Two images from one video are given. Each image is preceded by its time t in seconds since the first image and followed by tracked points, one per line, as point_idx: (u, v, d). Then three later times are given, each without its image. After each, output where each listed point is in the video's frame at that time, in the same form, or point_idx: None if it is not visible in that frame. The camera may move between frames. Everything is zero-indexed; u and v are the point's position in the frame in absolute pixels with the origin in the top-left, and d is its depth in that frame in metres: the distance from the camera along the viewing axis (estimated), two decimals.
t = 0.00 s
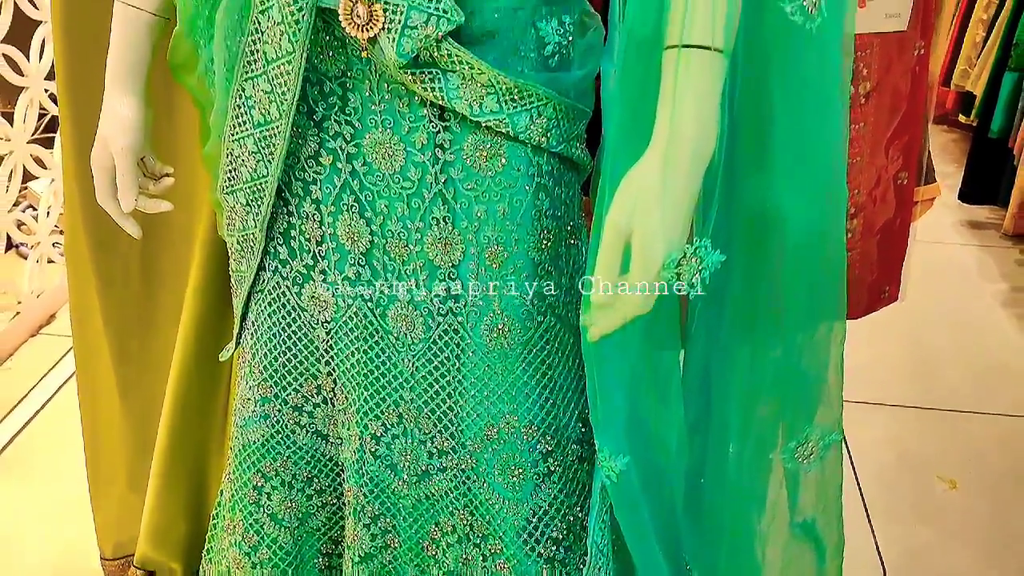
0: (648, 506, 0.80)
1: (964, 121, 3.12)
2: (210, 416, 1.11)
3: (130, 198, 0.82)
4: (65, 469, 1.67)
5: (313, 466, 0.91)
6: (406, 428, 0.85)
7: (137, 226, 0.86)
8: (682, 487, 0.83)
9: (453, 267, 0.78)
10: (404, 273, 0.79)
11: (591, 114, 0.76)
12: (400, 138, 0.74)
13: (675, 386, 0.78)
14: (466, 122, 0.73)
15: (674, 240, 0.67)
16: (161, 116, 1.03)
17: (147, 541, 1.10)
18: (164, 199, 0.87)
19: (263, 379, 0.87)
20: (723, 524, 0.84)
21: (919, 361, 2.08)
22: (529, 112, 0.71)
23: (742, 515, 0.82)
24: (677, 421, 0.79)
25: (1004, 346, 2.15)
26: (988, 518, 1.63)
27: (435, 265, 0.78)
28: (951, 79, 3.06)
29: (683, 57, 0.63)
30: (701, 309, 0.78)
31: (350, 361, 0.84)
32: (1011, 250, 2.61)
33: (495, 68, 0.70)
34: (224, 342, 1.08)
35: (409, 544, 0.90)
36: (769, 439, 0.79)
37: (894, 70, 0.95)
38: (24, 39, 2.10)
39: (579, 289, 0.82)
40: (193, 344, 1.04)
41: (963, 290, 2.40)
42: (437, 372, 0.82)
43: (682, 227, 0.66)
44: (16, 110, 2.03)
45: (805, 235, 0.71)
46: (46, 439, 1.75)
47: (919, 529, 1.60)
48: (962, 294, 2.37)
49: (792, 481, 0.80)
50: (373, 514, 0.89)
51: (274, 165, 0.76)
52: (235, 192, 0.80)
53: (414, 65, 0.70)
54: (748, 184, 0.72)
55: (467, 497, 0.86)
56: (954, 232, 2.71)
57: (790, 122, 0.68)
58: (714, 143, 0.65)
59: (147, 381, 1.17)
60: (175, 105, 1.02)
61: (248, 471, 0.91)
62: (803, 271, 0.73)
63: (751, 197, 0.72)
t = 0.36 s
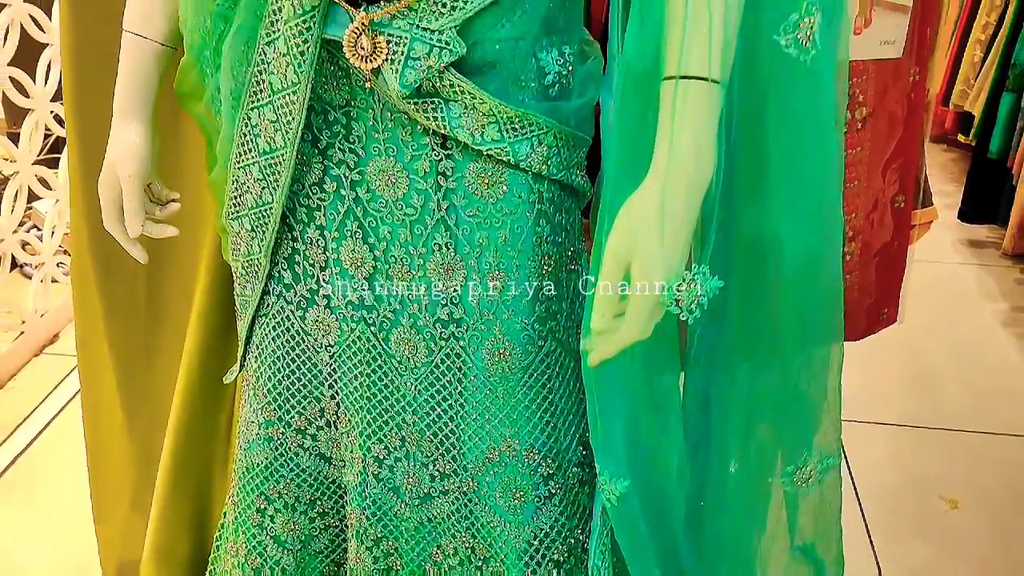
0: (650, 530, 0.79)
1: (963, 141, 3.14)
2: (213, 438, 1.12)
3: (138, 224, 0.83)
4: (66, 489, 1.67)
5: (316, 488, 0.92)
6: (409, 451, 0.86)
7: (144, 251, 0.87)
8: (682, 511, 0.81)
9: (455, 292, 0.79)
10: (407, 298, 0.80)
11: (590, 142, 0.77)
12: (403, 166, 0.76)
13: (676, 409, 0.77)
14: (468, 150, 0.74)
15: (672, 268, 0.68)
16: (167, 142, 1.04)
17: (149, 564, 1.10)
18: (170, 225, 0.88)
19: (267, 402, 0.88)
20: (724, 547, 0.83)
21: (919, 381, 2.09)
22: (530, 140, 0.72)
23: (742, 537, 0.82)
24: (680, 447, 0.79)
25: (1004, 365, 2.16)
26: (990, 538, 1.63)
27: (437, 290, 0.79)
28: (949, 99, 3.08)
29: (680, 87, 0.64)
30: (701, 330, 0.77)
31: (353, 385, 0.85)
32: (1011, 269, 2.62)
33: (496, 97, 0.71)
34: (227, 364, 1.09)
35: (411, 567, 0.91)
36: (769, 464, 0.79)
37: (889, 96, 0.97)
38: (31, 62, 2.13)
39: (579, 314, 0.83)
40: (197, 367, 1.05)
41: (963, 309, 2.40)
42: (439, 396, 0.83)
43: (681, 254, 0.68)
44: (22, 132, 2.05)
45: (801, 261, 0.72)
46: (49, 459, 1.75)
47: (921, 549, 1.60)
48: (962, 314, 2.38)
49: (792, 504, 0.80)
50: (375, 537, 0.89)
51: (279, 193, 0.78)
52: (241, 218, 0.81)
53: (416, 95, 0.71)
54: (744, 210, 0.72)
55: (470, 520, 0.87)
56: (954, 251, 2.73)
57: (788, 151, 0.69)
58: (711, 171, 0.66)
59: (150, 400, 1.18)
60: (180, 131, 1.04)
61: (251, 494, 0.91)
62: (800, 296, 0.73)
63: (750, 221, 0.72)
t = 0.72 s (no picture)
0: (653, 557, 0.80)
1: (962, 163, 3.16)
2: (218, 464, 1.13)
3: (147, 253, 0.84)
4: (69, 512, 1.67)
5: (321, 515, 0.92)
6: (413, 478, 0.87)
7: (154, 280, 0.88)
8: (685, 540, 0.82)
9: (459, 321, 0.80)
10: (412, 327, 0.82)
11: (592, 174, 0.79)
12: (409, 199, 0.77)
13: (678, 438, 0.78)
14: (473, 182, 0.75)
15: (673, 300, 0.69)
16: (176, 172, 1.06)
17: None
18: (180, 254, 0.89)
19: (273, 429, 0.89)
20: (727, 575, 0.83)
21: (921, 403, 2.10)
22: (532, 174, 0.74)
23: (744, 564, 0.83)
24: (683, 476, 0.80)
25: (1005, 387, 2.17)
26: (993, 560, 1.64)
27: (442, 319, 0.80)
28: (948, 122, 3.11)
29: (681, 123, 0.66)
30: (703, 359, 0.77)
31: (359, 413, 0.86)
32: (1011, 290, 2.63)
33: (500, 132, 0.73)
34: (233, 391, 1.10)
35: None
36: (769, 492, 0.80)
37: (886, 126, 0.98)
38: (39, 89, 2.15)
39: (581, 343, 0.84)
40: (203, 394, 1.07)
41: (964, 331, 2.41)
42: (444, 424, 0.84)
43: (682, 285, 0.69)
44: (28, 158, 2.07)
45: (802, 292, 0.73)
46: (54, 483, 1.76)
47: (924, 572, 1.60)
48: (963, 336, 2.39)
49: (793, 531, 0.81)
50: (380, 564, 0.90)
51: (287, 225, 0.79)
52: (248, 248, 0.82)
53: (422, 129, 0.73)
54: (743, 240, 0.73)
55: (474, 547, 0.87)
56: (954, 273, 2.74)
57: (785, 184, 0.71)
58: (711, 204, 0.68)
59: (156, 426, 1.19)
60: (188, 161, 1.05)
61: (257, 521, 0.92)
62: (800, 326, 0.74)
63: (750, 250, 0.73)
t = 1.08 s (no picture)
0: None
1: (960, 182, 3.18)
2: (222, 487, 1.13)
3: (153, 280, 0.85)
4: (73, 532, 1.68)
5: (325, 539, 0.92)
6: (417, 502, 0.87)
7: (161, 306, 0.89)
8: (688, 565, 0.82)
9: (462, 346, 0.81)
10: (416, 352, 0.82)
11: (593, 202, 0.80)
12: (413, 226, 0.78)
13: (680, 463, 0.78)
14: (476, 211, 0.76)
15: (672, 326, 0.70)
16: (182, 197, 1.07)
17: None
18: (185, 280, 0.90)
19: (277, 453, 0.89)
20: None
21: (923, 421, 2.10)
22: (535, 202, 0.75)
23: None
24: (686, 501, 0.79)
25: (1005, 406, 2.17)
26: None
27: (446, 344, 0.81)
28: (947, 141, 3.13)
29: (681, 153, 0.67)
30: (703, 380, 0.78)
31: (363, 437, 0.87)
32: (1010, 309, 2.64)
33: (503, 161, 0.74)
34: (238, 414, 1.10)
35: None
36: (770, 515, 0.80)
37: (884, 150, 0.99)
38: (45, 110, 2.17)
39: (583, 368, 0.85)
40: (207, 418, 1.07)
41: (964, 349, 2.42)
42: (449, 450, 0.85)
43: (682, 311, 0.70)
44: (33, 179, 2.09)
45: (801, 318, 0.74)
46: (56, 504, 1.76)
47: None
48: (963, 354, 2.40)
49: (793, 555, 0.81)
50: None
51: (293, 250, 0.80)
52: (255, 273, 0.83)
53: (425, 158, 0.74)
54: (742, 267, 0.75)
55: (477, 571, 0.88)
56: (954, 291, 2.75)
57: (785, 213, 0.72)
58: (710, 233, 0.69)
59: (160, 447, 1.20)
60: (194, 189, 1.06)
61: (261, 545, 0.91)
62: (800, 352, 0.75)
63: (750, 276, 0.75)
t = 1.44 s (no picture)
0: None
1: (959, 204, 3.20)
2: (223, 514, 1.14)
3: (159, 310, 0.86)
4: (75, 557, 1.68)
5: (327, 567, 0.92)
6: (418, 530, 0.88)
7: (165, 335, 0.90)
8: None
9: (464, 376, 0.82)
10: (418, 382, 0.83)
11: (591, 233, 0.81)
12: (415, 257, 0.79)
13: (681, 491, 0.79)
14: (477, 242, 0.78)
15: (671, 354, 0.71)
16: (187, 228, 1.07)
17: None
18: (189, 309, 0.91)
19: (279, 482, 0.89)
20: None
21: (923, 444, 2.10)
22: (536, 234, 0.76)
23: None
24: (685, 529, 0.80)
25: (1005, 429, 2.18)
26: None
27: (447, 374, 0.82)
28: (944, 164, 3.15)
29: (678, 188, 0.68)
30: (704, 405, 0.77)
31: (365, 466, 0.87)
32: (1010, 331, 2.65)
33: (504, 194, 0.75)
34: (240, 441, 1.11)
35: None
36: (770, 543, 0.81)
37: (879, 180, 1.01)
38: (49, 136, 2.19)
39: (582, 397, 0.86)
40: (208, 446, 1.08)
41: (964, 372, 2.43)
42: (451, 479, 0.85)
43: (680, 341, 0.71)
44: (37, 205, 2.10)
45: (799, 349, 0.75)
46: (57, 528, 1.76)
47: None
48: (963, 376, 2.40)
49: None
50: None
51: (296, 281, 0.81)
52: (258, 303, 0.84)
53: (427, 192, 0.75)
54: (741, 290, 0.74)
55: None
56: (953, 313, 2.76)
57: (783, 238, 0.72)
58: (708, 265, 0.70)
59: (162, 475, 1.21)
60: (199, 220, 1.08)
61: (263, 572, 0.92)
62: (798, 382, 0.76)
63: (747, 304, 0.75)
